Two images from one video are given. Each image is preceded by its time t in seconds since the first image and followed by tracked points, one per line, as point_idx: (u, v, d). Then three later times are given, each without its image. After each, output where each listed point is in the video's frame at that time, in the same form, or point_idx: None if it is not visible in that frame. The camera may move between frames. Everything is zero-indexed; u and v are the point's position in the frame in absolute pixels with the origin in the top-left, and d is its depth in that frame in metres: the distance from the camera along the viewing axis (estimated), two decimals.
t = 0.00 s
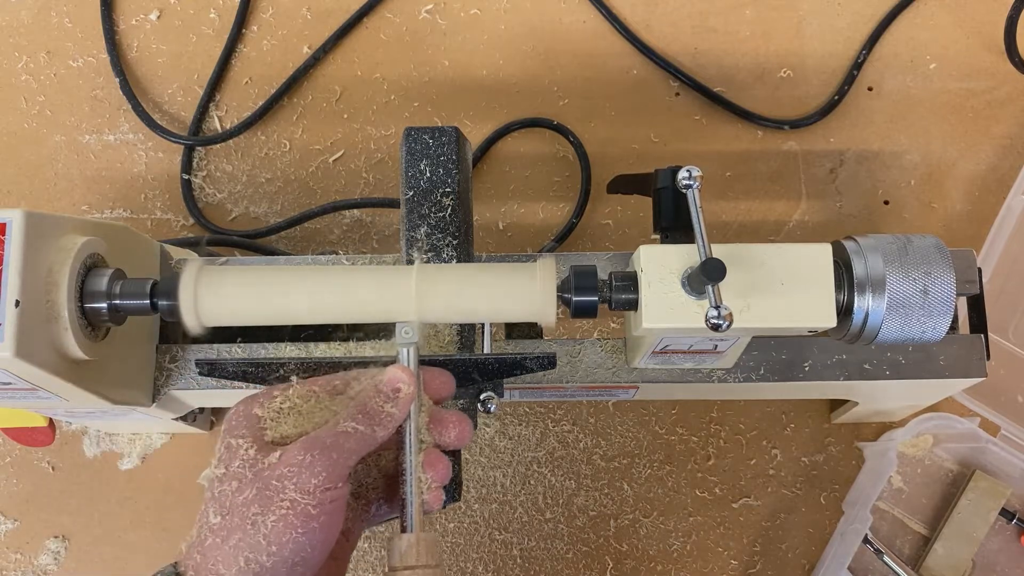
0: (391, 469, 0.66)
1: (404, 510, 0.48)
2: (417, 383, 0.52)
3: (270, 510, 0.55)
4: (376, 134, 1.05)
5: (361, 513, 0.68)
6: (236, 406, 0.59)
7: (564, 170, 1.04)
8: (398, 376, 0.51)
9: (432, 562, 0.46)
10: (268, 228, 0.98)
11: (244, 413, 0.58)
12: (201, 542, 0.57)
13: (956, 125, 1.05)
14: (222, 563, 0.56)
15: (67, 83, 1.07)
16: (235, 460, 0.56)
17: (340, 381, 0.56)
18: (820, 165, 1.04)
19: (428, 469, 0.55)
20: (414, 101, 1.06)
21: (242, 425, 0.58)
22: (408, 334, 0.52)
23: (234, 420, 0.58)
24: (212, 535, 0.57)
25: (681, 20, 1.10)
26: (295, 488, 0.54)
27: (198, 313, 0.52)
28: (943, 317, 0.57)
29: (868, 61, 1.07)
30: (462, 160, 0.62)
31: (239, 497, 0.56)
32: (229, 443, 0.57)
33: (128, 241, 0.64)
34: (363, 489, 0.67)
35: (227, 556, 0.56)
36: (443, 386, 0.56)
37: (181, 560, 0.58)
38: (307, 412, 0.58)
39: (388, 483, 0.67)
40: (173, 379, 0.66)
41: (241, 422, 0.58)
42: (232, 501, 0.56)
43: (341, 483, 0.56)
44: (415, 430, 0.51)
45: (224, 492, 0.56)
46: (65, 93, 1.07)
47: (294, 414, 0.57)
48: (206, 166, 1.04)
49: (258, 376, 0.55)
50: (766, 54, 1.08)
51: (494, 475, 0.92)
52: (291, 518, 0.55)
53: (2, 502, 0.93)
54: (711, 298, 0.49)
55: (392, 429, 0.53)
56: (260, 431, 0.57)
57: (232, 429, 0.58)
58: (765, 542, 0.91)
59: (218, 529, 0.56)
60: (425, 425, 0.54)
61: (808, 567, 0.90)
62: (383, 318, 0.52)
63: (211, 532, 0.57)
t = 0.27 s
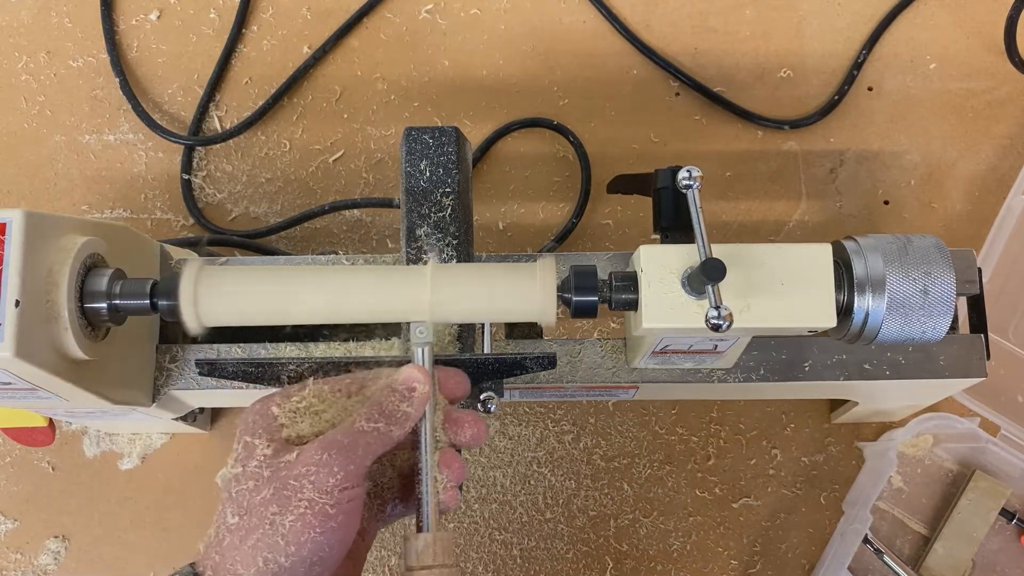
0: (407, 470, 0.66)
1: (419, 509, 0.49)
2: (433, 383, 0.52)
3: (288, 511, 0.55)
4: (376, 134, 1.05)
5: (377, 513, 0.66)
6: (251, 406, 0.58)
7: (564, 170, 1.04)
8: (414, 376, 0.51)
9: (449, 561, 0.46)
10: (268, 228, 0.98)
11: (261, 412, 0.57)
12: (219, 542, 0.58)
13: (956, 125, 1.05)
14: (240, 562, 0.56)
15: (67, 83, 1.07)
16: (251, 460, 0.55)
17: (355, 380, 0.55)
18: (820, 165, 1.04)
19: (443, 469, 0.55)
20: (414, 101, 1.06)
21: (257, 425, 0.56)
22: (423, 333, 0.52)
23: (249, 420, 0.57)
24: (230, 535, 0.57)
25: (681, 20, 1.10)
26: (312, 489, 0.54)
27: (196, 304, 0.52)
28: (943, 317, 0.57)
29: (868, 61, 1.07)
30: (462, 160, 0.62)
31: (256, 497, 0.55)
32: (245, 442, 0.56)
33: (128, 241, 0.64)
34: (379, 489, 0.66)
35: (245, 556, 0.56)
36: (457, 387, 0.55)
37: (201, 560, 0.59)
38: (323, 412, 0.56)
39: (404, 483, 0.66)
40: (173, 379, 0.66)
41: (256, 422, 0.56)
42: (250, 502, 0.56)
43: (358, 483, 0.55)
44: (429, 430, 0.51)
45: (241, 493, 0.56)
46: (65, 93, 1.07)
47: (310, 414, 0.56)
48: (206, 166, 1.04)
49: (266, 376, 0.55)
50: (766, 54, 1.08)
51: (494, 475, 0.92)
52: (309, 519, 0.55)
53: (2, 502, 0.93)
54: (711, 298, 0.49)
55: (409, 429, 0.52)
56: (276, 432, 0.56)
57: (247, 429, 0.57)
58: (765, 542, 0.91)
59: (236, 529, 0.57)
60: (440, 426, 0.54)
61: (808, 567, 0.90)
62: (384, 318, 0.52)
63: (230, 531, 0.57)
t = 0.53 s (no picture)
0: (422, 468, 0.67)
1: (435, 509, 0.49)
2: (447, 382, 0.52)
3: (307, 510, 0.55)
4: (376, 134, 1.05)
5: (393, 513, 0.68)
6: (266, 405, 0.58)
7: (564, 170, 1.04)
8: (429, 375, 0.51)
9: (465, 561, 0.47)
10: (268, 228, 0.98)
11: (278, 411, 0.56)
12: (237, 541, 0.57)
13: (956, 125, 1.05)
14: (259, 562, 0.56)
15: (67, 83, 1.07)
16: (269, 459, 0.55)
17: (371, 378, 0.55)
18: (820, 165, 1.04)
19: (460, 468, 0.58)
20: (414, 101, 1.06)
21: (274, 424, 0.56)
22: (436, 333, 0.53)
23: (266, 419, 0.57)
24: (248, 534, 0.57)
25: (681, 20, 1.10)
26: (331, 488, 0.54)
27: (196, 298, 0.51)
28: (943, 317, 0.57)
29: (868, 61, 1.07)
30: (462, 160, 0.62)
31: (275, 497, 0.55)
32: (263, 441, 0.56)
33: (127, 241, 0.63)
34: (394, 488, 0.67)
35: (264, 556, 0.56)
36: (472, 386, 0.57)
37: (217, 559, 0.59)
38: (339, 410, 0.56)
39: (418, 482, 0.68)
40: (173, 379, 0.66)
41: (273, 421, 0.56)
42: (269, 501, 0.56)
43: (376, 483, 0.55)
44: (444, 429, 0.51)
45: (260, 493, 0.56)
46: (65, 93, 1.07)
47: (325, 413, 0.56)
48: (207, 166, 1.04)
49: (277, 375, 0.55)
50: (766, 54, 1.08)
51: (494, 475, 0.92)
52: (328, 519, 0.55)
53: (2, 502, 0.93)
54: (711, 298, 0.49)
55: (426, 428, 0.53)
56: (293, 431, 0.56)
57: (265, 428, 0.56)
58: (765, 541, 0.91)
59: (255, 529, 0.56)
60: (456, 424, 0.56)
61: (808, 567, 0.90)
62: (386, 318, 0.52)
63: (248, 530, 0.57)
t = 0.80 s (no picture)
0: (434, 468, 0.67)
1: (448, 509, 0.49)
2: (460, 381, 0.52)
3: (322, 509, 0.54)
4: (376, 134, 1.05)
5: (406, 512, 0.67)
6: (280, 405, 0.58)
7: (564, 170, 1.04)
8: (443, 374, 0.51)
9: (480, 561, 0.47)
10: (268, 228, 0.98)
11: (292, 410, 0.56)
12: (253, 540, 0.57)
13: (956, 125, 1.05)
14: (275, 560, 0.56)
15: (67, 83, 1.07)
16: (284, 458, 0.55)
17: (387, 377, 0.56)
18: (820, 165, 1.04)
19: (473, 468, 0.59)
20: (414, 101, 1.06)
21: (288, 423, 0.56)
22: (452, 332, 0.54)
23: (281, 417, 0.57)
24: (263, 532, 0.56)
25: (681, 20, 1.10)
26: (347, 487, 0.53)
27: (196, 291, 0.52)
28: (943, 317, 0.57)
29: (868, 61, 1.07)
30: (462, 160, 0.62)
31: (290, 495, 0.55)
32: (278, 439, 0.56)
33: (128, 241, 0.63)
34: (407, 488, 0.67)
35: (280, 555, 0.56)
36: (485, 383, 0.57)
37: (232, 558, 0.58)
38: (353, 409, 0.56)
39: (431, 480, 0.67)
40: (173, 379, 0.66)
41: (287, 419, 0.56)
42: (284, 500, 0.55)
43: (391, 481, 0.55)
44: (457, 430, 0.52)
45: (275, 491, 0.55)
46: (65, 93, 1.07)
47: (340, 412, 0.56)
48: (206, 166, 1.04)
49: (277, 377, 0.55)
50: (766, 54, 1.08)
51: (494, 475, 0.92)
52: (344, 518, 0.55)
53: (2, 502, 0.93)
54: (711, 299, 0.49)
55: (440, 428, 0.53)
56: (307, 429, 0.56)
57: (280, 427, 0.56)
58: (765, 542, 0.91)
59: (271, 527, 0.56)
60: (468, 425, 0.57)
61: (808, 567, 0.90)
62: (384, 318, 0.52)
63: (264, 529, 0.56)
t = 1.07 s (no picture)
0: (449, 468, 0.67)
1: (462, 508, 0.50)
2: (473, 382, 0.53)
3: (339, 508, 0.54)
4: (376, 134, 1.05)
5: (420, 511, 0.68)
6: (293, 405, 0.58)
7: (564, 170, 1.04)
8: (456, 374, 0.52)
9: (494, 561, 0.47)
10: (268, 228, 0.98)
11: (307, 410, 0.56)
12: (269, 538, 0.57)
13: (956, 125, 1.05)
14: (291, 559, 0.56)
15: (67, 83, 1.07)
16: (299, 457, 0.55)
17: (404, 376, 0.55)
18: (820, 165, 1.04)
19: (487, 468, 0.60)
20: (414, 101, 1.06)
21: (303, 421, 0.56)
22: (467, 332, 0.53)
23: (295, 415, 0.56)
24: (279, 531, 0.56)
25: (681, 20, 1.10)
26: (362, 486, 0.54)
27: (197, 284, 0.52)
28: (943, 318, 0.57)
29: (868, 61, 1.07)
30: (462, 161, 0.62)
31: (306, 494, 0.55)
32: (293, 439, 0.56)
33: (128, 241, 0.63)
34: (421, 488, 0.66)
35: (296, 553, 0.56)
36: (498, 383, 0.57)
37: (247, 557, 0.58)
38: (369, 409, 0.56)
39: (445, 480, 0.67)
40: (173, 379, 0.66)
41: (302, 418, 0.56)
42: (300, 499, 0.55)
43: (407, 481, 0.56)
44: (471, 428, 0.52)
45: (291, 490, 0.56)
46: (65, 93, 1.07)
47: (355, 411, 0.56)
48: (206, 166, 1.04)
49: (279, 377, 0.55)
50: (766, 54, 1.08)
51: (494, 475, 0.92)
52: (360, 517, 0.55)
53: (2, 502, 0.93)
54: (711, 299, 0.49)
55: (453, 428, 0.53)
56: (322, 428, 0.56)
57: (295, 426, 0.56)
58: (764, 542, 0.91)
59: (288, 526, 0.56)
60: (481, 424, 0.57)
61: (808, 567, 0.90)
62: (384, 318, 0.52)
63: (280, 528, 0.56)
